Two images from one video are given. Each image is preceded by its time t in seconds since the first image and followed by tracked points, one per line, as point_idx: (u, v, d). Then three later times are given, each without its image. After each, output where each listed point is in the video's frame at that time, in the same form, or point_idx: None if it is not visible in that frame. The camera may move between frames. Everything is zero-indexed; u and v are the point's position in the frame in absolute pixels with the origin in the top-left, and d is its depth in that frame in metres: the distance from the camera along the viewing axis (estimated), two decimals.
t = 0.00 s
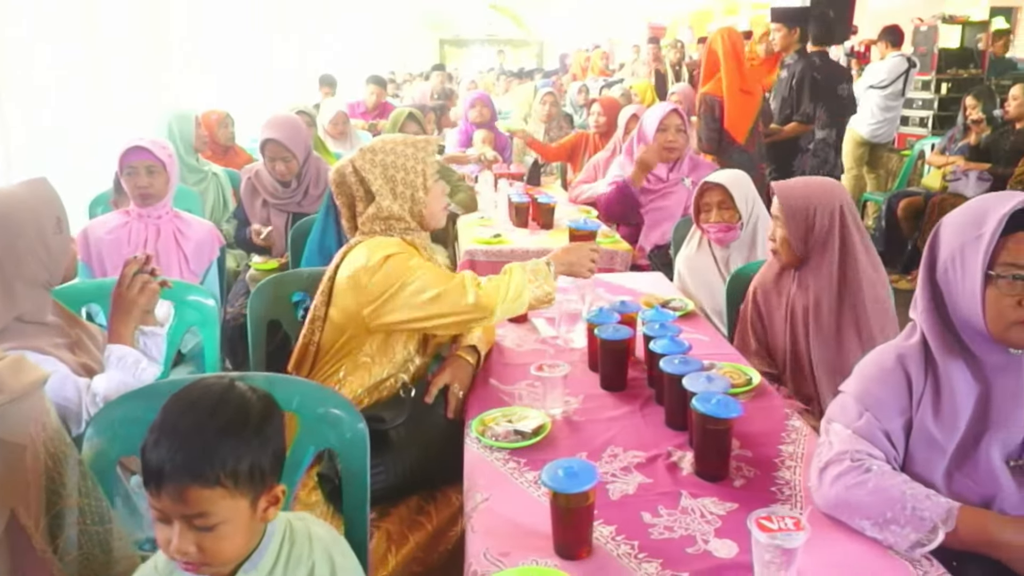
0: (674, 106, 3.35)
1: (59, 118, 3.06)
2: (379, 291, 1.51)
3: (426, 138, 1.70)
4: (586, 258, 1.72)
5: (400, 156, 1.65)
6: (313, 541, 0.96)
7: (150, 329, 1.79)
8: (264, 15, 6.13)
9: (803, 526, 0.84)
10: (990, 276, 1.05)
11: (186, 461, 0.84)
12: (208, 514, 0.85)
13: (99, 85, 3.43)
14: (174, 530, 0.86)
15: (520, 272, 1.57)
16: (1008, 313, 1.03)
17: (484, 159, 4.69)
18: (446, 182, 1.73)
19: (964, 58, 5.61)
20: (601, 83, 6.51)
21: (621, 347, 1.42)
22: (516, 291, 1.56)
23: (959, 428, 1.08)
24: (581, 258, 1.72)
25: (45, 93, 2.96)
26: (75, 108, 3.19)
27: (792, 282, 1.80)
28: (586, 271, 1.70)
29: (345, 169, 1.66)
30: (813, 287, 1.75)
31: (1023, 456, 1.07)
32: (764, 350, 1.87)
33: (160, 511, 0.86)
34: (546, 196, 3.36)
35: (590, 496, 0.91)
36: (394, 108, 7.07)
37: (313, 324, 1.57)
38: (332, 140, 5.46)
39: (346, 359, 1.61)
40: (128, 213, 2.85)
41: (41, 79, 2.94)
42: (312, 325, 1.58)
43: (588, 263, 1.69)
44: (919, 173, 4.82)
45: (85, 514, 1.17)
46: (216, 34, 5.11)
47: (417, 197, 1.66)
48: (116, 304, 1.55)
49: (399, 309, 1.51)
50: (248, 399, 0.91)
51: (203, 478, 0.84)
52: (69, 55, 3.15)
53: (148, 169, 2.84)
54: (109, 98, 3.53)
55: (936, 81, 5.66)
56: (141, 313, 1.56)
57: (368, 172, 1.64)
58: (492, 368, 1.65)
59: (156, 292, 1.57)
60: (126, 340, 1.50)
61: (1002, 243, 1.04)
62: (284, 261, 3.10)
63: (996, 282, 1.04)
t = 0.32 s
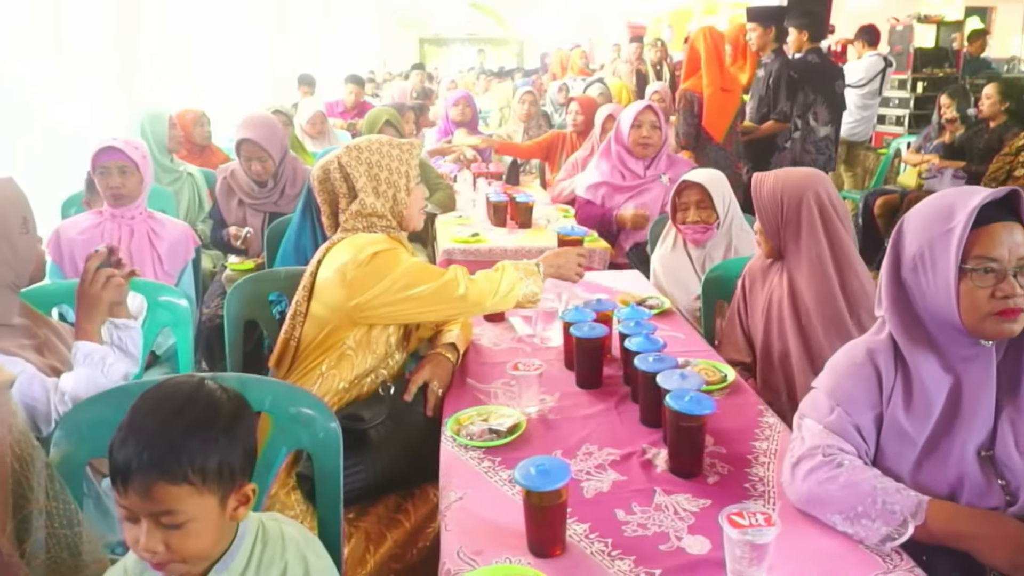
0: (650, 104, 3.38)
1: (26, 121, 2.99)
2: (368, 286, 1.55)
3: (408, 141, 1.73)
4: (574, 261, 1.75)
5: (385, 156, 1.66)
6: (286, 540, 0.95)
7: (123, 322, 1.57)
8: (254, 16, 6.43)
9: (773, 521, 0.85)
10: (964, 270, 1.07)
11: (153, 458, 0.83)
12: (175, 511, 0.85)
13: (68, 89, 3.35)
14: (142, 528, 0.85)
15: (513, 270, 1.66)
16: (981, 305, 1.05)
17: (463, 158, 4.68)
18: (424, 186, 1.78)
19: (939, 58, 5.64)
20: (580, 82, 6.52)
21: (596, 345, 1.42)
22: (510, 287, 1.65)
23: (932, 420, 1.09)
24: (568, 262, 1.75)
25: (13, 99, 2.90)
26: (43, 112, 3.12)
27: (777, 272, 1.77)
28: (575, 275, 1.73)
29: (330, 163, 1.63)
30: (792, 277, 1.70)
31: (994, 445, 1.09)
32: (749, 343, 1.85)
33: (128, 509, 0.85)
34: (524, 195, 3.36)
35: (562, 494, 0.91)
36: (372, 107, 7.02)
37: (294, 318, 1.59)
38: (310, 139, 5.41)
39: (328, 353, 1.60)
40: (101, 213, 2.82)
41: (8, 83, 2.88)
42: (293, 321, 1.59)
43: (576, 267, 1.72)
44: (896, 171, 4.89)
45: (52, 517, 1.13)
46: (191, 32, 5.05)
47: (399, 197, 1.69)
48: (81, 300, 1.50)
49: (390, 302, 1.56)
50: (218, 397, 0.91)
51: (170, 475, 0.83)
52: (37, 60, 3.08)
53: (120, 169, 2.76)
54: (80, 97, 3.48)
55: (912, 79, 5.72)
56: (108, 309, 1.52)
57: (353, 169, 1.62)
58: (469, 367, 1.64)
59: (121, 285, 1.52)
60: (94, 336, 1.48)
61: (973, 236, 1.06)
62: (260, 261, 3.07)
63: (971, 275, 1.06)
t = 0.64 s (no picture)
0: (627, 102, 3.38)
1: None
2: (355, 284, 1.56)
3: (396, 144, 1.71)
4: (570, 269, 1.73)
5: (370, 157, 1.65)
6: (265, 541, 0.94)
7: (105, 308, 1.58)
8: (234, 15, 6.36)
9: (750, 516, 0.85)
10: (942, 264, 1.07)
11: (132, 450, 0.83)
12: (155, 503, 0.84)
13: (45, 89, 3.32)
14: (120, 521, 0.84)
15: (503, 272, 1.63)
16: (959, 299, 1.06)
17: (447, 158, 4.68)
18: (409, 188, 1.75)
19: (920, 55, 5.59)
20: (565, 81, 6.52)
21: (576, 343, 1.43)
22: (498, 288, 1.63)
23: (910, 413, 1.10)
24: (563, 269, 1.74)
25: None
26: (19, 113, 3.08)
27: (764, 267, 1.77)
28: (569, 283, 1.71)
29: (317, 161, 1.64)
30: (780, 272, 1.70)
31: (973, 437, 1.10)
32: (733, 337, 1.86)
33: (106, 504, 0.84)
34: (507, 194, 3.36)
35: (540, 492, 0.91)
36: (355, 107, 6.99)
37: (279, 314, 1.58)
38: (292, 139, 5.37)
39: (313, 350, 1.59)
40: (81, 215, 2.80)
41: None
42: (277, 319, 1.59)
43: (571, 274, 1.70)
44: (876, 168, 4.94)
45: (25, 521, 1.10)
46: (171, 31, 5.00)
47: (382, 198, 1.67)
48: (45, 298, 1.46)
49: (377, 301, 1.56)
50: (198, 391, 0.90)
51: (149, 467, 0.83)
52: (11, 62, 3.03)
53: (93, 172, 2.71)
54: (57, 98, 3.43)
55: (893, 78, 5.76)
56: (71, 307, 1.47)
57: (339, 169, 1.63)
58: (450, 366, 1.64)
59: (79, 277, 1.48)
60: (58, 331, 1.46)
61: (950, 231, 1.07)
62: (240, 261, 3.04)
63: (949, 269, 1.07)
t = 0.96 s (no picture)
0: (612, 101, 3.38)
1: None
2: (347, 284, 1.55)
3: (392, 149, 1.72)
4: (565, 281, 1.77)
5: (365, 159, 1.66)
6: (242, 538, 0.93)
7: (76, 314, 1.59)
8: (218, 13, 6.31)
9: (728, 513, 0.86)
10: (929, 262, 1.08)
11: (104, 449, 0.82)
12: (128, 502, 0.83)
13: (26, 86, 3.28)
14: (94, 520, 0.83)
15: (497, 277, 1.65)
16: (944, 295, 1.07)
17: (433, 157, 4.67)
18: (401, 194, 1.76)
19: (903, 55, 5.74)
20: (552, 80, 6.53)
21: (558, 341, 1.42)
22: (489, 294, 1.64)
23: (893, 405, 1.12)
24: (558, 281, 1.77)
25: None
26: None
27: (748, 264, 1.78)
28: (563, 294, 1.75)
29: (313, 158, 1.63)
30: (763, 270, 1.71)
31: (955, 429, 1.12)
32: (714, 335, 1.86)
33: (80, 503, 0.83)
34: (493, 192, 3.35)
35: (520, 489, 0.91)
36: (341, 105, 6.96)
37: (267, 312, 1.58)
38: (277, 138, 5.34)
39: (302, 349, 1.58)
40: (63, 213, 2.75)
41: None
42: (265, 316, 1.58)
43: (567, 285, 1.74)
44: (861, 167, 4.95)
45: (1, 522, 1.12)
46: (154, 29, 4.96)
47: (374, 201, 1.67)
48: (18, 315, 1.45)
49: (367, 301, 1.56)
50: (172, 389, 0.90)
51: (121, 466, 0.82)
52: None
53: (70, 172, 2.66)
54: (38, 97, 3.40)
55: (877, 77, 5.80)
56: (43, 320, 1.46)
57: (334, 168, 1.62)
58: (433, 364, 1.63)
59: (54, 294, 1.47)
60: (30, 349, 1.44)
61: (935, 229, 1.08)
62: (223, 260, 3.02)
63: (935, 267, 1.08)
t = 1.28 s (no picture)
0: (600, 99, 3.38)
1: None
2: (342, 281, 1.55)
3: (392, 148, 1.72)
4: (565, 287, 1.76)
5: (366, 156, 1.65)
6: (222, 538, 0.93)
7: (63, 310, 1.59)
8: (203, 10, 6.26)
9: (712, 510, 0.86)
10: (909, 250, 1.09)
11: (75, 449, 0.81)
12: (102, 502, 0.82)
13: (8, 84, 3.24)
14: (68, 522, 0.82)
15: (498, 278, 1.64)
16: (927, 284, 1.08)
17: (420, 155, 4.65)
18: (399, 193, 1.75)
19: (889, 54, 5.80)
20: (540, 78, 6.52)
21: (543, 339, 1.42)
22: (489, 295, 1.63)
23: (875, 402, 1.12)
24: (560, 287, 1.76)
25: None
26: None
27: (742, 261, 1.78)
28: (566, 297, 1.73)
29: (314, 152, 1.62)
30: (759, 267, 1.72)
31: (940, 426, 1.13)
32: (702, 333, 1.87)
33: (53, 505, 0.83)
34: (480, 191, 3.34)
35: (504, 487, 0.90)
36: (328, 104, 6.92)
37: (265, 308, 1.58)
38: (264, 136, 5.30)
39: (300, 347, 1.59)
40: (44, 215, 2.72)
41: None
42: (264, 313, 1.59)
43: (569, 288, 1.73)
44: (846, 165, 4.98)
45: None
46: (139, 25, 4.91)
47: (372, 199, 1.66)
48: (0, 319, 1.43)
49: (362, 299, 1.55)
50: (144, 388, 0.89)
51: (92, 466, 0.81)
52: None
53: (49, 177, 2.62)
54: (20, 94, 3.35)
55: (863, 75, 5.83)
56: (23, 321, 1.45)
57: (335, 162, 1.61)
58: (419, 362, 1.63)
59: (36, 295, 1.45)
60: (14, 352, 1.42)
61: (910, 217, 1.09)
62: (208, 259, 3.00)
63: (915, 255, 1.08)
